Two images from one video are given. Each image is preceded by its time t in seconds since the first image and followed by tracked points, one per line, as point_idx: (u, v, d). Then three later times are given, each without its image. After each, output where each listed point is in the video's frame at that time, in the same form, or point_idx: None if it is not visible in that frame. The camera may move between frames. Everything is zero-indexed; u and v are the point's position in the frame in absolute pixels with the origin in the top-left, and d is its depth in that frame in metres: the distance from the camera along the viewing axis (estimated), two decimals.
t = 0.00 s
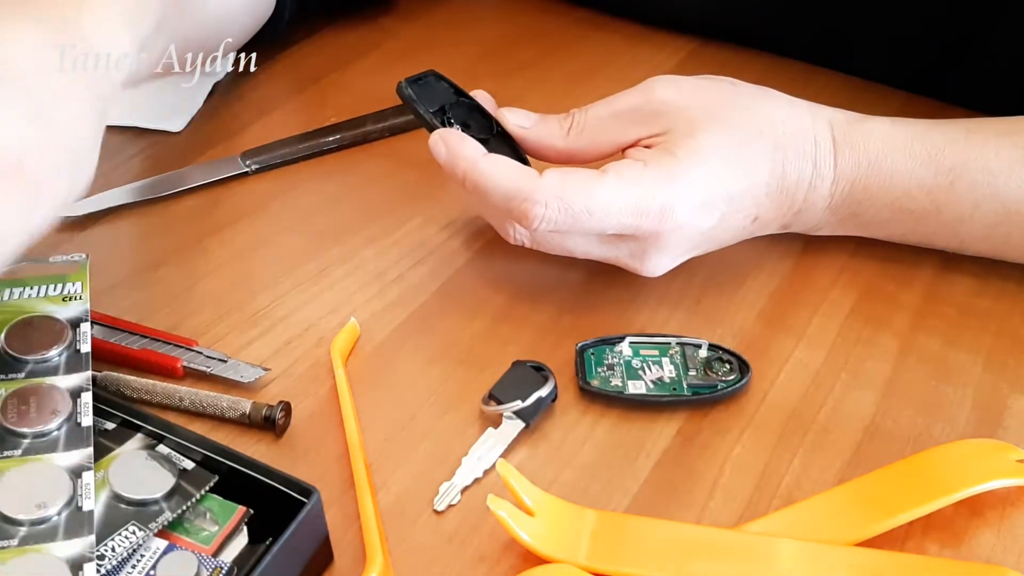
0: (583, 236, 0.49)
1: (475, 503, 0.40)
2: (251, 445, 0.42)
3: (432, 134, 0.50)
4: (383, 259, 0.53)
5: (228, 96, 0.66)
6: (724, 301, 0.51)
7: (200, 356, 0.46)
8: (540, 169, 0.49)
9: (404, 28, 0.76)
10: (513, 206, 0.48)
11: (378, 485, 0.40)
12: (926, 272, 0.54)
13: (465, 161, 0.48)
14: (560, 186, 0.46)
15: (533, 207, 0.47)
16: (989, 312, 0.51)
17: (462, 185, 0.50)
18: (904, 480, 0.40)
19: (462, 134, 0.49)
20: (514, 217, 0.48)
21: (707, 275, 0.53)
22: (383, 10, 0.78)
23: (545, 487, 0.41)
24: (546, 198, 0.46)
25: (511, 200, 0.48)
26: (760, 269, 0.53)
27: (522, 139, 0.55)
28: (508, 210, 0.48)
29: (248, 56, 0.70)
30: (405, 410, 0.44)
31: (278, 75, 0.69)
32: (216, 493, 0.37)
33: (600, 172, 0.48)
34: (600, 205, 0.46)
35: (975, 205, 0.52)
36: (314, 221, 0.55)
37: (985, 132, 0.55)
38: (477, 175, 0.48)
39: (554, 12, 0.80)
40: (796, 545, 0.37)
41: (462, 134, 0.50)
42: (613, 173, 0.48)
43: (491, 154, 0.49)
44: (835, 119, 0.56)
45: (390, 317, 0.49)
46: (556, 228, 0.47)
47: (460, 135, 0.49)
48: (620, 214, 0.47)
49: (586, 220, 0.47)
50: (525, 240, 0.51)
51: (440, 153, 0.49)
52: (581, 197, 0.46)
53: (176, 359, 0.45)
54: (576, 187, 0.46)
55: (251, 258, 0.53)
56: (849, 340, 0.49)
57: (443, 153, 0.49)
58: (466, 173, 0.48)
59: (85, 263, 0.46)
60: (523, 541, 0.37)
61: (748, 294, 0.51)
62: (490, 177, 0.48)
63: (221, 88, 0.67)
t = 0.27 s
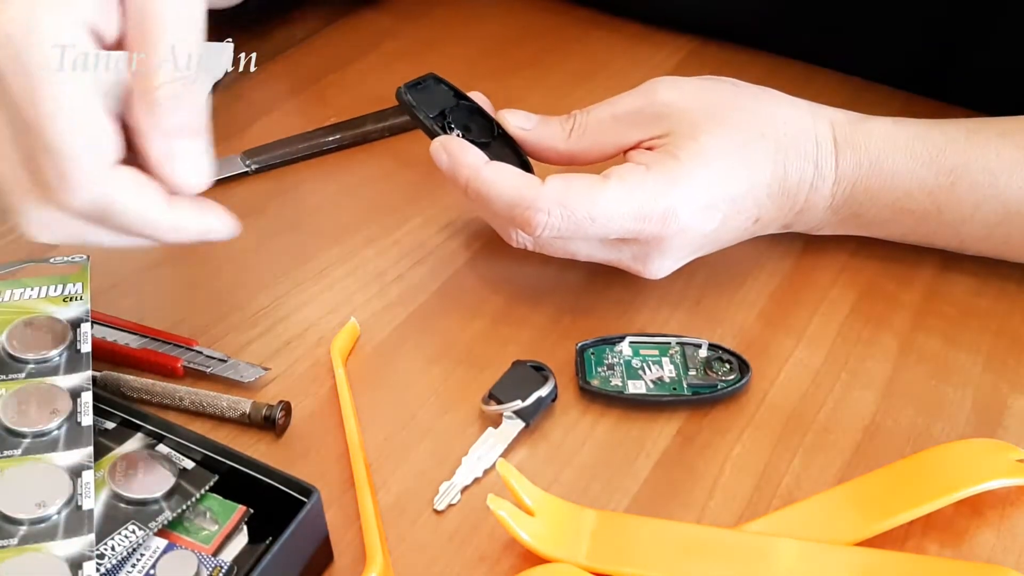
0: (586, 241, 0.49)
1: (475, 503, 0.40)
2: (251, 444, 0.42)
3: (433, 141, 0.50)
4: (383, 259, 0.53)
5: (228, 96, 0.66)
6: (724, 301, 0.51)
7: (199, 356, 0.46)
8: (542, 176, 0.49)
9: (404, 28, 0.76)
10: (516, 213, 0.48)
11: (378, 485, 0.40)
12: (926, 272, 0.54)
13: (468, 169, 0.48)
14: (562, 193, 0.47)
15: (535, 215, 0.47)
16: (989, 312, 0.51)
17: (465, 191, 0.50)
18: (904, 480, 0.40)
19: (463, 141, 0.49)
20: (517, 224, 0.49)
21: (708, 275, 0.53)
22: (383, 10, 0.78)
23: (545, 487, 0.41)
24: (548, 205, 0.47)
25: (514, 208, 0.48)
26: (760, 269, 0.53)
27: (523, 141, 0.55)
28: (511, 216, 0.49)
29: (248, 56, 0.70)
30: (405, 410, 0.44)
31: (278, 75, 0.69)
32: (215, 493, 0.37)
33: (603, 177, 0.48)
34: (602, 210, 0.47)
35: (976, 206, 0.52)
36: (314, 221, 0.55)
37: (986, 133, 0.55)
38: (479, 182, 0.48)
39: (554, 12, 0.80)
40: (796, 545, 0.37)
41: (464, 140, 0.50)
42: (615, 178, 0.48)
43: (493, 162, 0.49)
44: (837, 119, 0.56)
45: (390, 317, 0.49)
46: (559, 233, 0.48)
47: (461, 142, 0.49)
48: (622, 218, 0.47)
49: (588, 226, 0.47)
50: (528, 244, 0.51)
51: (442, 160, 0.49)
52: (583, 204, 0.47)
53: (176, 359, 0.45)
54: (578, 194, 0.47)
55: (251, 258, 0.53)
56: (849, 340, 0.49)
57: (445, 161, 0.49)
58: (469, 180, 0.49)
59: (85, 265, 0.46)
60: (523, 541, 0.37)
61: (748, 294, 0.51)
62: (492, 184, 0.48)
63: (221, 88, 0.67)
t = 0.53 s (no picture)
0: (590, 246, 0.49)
1: (474, 503, 0.40)
2: (251, 445, 0.42)
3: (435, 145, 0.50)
4: (383, 259, 0.53)
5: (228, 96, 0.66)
6: (724, 301, 0.51)
7: (199, 356, 0.46)
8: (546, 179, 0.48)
9: (404, 28, 0.76)
10: (521, 219, 0.47)
11: (378, 485, 0.40)
12: (926, 273, 0.54)
13: (471, 174, 0.48)
14: (568, 198, 0.46)
15: (541, 220, 0.47)
16: (989, 312, 0.51)
17: (469, 198, 0.49)
18: (904, 480, 0.40)
19: (465, 145, 0.49)
20: (521, 230, 0.48)
21: (708, 275, 0.53)
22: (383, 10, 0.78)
23: (545, 487, 0.41)
24: (554, 210, 0.46)
25: (519, 215, 0.47)
26: (760, 269, 0.53)
27: (523, 150, 0.54)
28: (516, 224, 0.48)
29: (248, 57, 0.70)
30: (405, 410, 0.44)
31: (277, 75, 0.69)
32: (215, 493, 0.37)
33: (608, 181, 0.48)
34: (607, 214, 0.46)
35: (976, 207, 0.52)
36: (315, 221, 0.55)
37: (986, 133, 0.55)
38: (484, 187, 0.47)
39: (554, 12, 0.80)
40: (796, 545, 0.37)
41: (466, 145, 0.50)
42: (620, 182, 0.48)
43: (497, 166, 0.48)
44: (837, 120, 0.56)
45: (390, 317, 0.49)
46: (565, 238, 0.47)
47: (463, 146, 0.48)
48: (627, 223, 0.47)
49: (594, 231, 0.47)
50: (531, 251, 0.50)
51: (444, 165, 0.49)
52: (589, 209, 0.46)
53: (176, 360, 0.45)
54: (583, 199, 0.46)
55: (251, 258, 0.53)
56: (849, 340, 0.49)
57: (448, 166, 0.48)
58: (472, 186, 0.48)
59: (85, 265, 0.46)
60: (523, 541, 0.37)
61: (747, 294, 0.51)
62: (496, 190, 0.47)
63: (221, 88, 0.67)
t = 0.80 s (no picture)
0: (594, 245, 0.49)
1: (474, 503, 0.40)
2: (251, 444, 0.42)
3: (440, 139, 0.49)
4: (383, 259, 0.53)
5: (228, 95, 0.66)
6: (724, 301, 0.51)
7: (199, 355, 0.46)
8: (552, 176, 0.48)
9: (404, 27, 0.76)
10: (526, 213, 0.46)
11: (378, 484, 0.40)
12: (926, 272, 0.54)
13: (476, 168, 0.47)
14: (574, 193, 0.46)
15: (546, 214, 0.46)
16: (989, 311, 0.51)
17: (473, 193, 0.49)
18: (904, 480, 0.40)
19: (472, 140, 0.48)
20: (525, 225, 0.47)
21: (708, 274, 0.53)
22: (383, 10, 0.78)
23: (545, 487, 0.41)
24: (560, 204, 0.46)
25: (524, 210, 0.47)
26: (760, 268, 0.53)
27: (524, 153, 0.54)
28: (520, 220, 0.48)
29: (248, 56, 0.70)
30: (405, 410, 0.44)
31: (277, 75, 0.69)
32: (215, 493, 0.37)
33: (613, 180, 0.48)
34: (613, 212, 0.46)
35: (976, 206, 0.52)
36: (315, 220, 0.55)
37: (986, 132, 0.55)
38: (489, 181, 0.47)
39: (554, 12, 0.79)
40: (796, 545, 0.37)
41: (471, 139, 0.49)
42: (626, 181, 0.47)
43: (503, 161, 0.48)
44: (838, 119, 0.56)
45: (390, 317, 0.49)
46: (569, 234, 0.47)
47: (470, 141, 0.48)
48: (633, 221, 0.47)
49: (599, 228, 0.47)
50: (532, 251, 0.50)
51: (449, 159, 0.48)
52: (595, 205, 0.46)
53: (176, 359, 0.45)
54: (590, 195, 0.46)
55: (251, 258, 0.53)
56: (849, 339, 0.49)
57: (453, 160, 0.47)
58: (478, 180, 0.47)
59: (84, 265, 0.46)
60: (523, 540, 0.37)
61: (748, 294, 0.51)
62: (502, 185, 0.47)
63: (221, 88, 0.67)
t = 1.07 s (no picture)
0: (595, 245, 0.48)
1: (474, 503, 0.40)
2: (251, 444, 0.42)
3: (445, 133, 0.49)
4: (383, 259, 0.53)
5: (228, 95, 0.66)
6: (724, 301, 0.51)
7: (199, 356, 0.46)
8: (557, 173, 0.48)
9: (404, 28, 0.76)
10: (528, 209, 0.46)
11: (378, 485, 0.40)
12: (926, 272, 0.54)
13: (480, 161, 0.47)
14: (578, 188, 0.45)
15: (549, 210, 0.45)
16: (989, 312, 0.51)
17: (475, 185, 0.48)
18: (904, 480, 0.40)
19: (476, 134, 0.48)
20: (527, 221, 0.47)
21: (709, 274, 0.53)
22: (383, 10, 0.78)
23: (545, 487, 0.41)
24: (563, 201, 0.45)
25: (526, 203, 0.46)
26: (760, 269, 0.53)
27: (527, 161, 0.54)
28: (523, 216, 0.47)
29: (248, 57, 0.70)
30: (405, 410, 0.44)
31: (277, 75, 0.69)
32: (215, 493, 0.38)
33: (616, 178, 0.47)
34: (617, 211, 0.46)
35: (976, 206, 0.52)
36: (315, 221, 0.55)
37: (985, 133, 0.55)
38: (492, 175, 0.47)
39: (554, 12, 0.79)
40: (796, 544, 0.37)
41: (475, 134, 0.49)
42: (629, 180, 0.47)
43: (507, 156, 0.47)
44: (839, 121, 0.56)
45: (390, 317, 0.49)
46: (570, 232, 0.46)
47: (474, 135, 0.48)
48: (636, 222, 0.46)
49: (602, 228, 0.46)
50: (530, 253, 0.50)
51: (454, 152, 0.48)
52: (599, 203, 0.45)
53: (176, 359, 0.45)
54: (594, 191, 0.45)
55: (251, 258, 0.53)
56: (849, 340, 0.49)
57: (457, 153, 0.47)
58: (481, 173, 0.47)
59: (85, 265, 0.46)
60: (523, 540, 0.37)
61: (747, 294, 0.51)
62: (504, 176, 0.46)
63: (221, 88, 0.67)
